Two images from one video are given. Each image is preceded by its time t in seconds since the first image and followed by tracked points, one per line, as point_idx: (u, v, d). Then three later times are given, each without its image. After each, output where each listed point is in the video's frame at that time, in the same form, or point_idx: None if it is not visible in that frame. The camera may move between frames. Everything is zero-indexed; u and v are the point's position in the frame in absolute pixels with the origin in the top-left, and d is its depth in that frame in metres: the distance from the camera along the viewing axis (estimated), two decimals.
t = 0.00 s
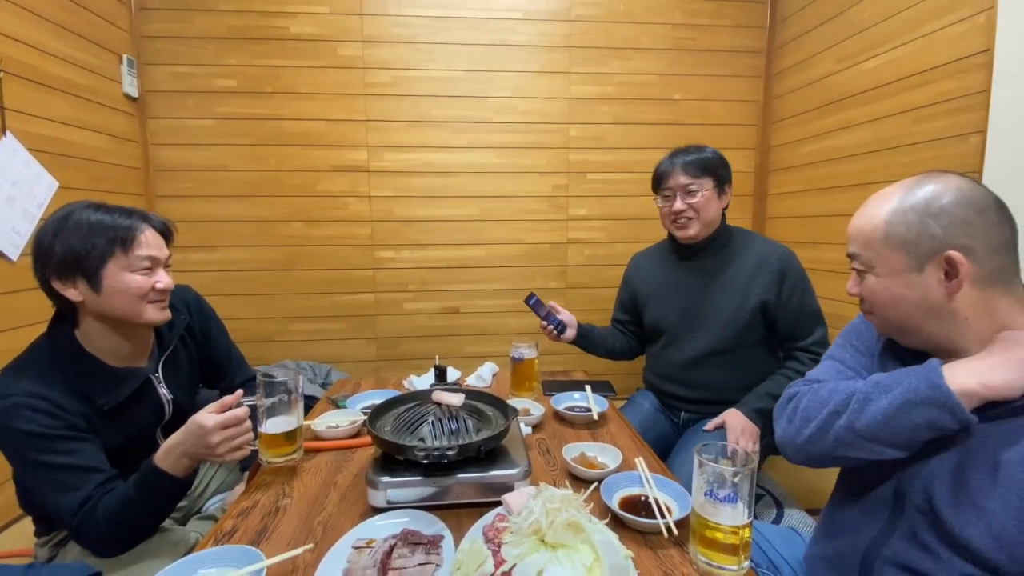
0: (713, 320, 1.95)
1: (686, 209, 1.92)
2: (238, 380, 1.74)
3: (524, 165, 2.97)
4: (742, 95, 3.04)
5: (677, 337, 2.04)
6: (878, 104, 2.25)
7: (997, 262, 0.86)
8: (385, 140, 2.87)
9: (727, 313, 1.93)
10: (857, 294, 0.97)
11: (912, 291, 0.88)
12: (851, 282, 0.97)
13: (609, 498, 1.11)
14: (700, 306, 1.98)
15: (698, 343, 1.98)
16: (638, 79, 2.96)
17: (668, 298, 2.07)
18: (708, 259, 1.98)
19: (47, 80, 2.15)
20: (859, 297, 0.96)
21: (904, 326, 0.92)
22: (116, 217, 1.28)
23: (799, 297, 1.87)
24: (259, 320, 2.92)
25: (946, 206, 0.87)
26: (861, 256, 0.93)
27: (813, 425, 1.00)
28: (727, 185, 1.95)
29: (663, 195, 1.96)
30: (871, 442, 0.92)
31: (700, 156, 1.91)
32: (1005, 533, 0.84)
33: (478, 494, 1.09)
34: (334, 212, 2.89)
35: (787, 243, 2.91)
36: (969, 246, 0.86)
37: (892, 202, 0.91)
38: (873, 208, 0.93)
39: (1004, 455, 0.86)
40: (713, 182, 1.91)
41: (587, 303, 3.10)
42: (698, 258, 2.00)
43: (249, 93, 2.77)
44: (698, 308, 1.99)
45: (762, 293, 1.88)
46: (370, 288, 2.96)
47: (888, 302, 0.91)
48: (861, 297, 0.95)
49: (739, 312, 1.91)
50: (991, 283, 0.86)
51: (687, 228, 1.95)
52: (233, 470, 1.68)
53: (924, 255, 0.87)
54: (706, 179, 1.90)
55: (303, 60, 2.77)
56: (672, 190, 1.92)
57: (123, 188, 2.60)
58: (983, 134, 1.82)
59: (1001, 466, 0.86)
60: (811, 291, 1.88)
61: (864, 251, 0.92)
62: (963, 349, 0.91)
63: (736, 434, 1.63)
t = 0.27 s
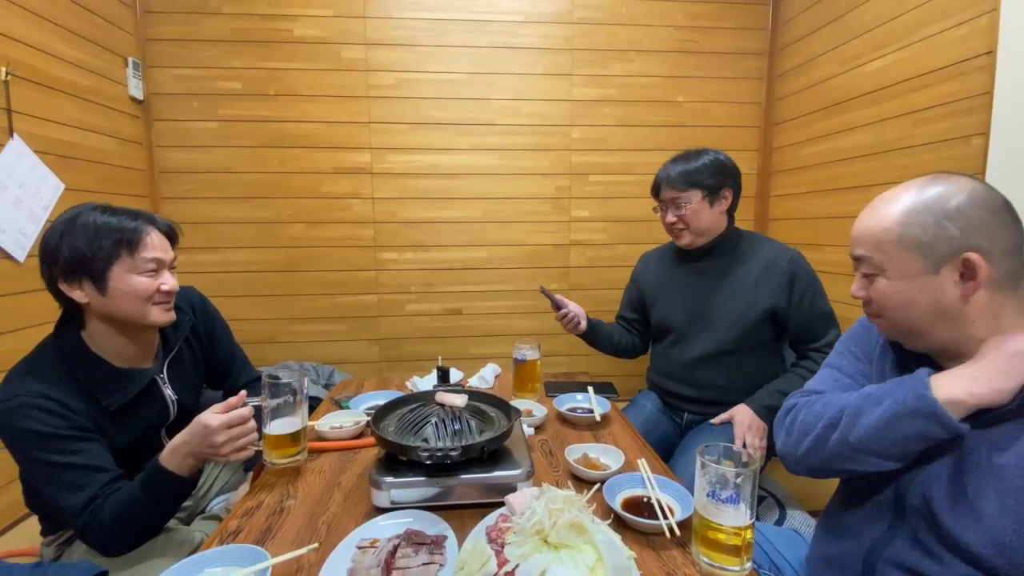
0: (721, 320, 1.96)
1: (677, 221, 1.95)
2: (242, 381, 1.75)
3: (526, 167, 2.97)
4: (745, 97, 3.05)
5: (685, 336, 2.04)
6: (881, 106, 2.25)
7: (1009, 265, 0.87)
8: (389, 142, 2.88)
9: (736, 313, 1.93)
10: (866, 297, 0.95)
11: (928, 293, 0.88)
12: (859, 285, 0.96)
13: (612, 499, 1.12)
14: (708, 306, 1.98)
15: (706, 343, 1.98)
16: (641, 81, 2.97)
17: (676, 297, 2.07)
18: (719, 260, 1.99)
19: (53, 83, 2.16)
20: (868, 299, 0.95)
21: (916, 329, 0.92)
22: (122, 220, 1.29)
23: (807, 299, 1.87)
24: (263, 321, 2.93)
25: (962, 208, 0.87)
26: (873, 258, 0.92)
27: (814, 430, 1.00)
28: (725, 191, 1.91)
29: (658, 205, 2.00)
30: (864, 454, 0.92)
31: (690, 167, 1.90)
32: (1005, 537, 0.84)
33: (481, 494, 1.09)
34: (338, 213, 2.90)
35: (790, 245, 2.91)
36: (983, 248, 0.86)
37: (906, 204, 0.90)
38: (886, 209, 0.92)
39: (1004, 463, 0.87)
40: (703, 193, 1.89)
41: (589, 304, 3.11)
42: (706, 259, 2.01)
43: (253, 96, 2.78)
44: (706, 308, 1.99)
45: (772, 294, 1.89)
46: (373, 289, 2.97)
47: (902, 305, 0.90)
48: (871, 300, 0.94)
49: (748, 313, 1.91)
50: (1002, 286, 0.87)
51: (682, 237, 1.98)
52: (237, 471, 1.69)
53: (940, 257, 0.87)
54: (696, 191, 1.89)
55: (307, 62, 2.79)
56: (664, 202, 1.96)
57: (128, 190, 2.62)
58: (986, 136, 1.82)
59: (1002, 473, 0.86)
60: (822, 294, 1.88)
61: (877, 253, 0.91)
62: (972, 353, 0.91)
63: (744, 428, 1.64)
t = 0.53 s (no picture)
0: (727, 318, 1.96)
1: (677, 225, 1.96)
2: (244, 381, 1.75)
3: (528, 167, 2.98)
4: (746, 96, 3.05)
5: (690, 334, 2.05)
6: (883, 105, 2.25)
7: None
8: (390, 143, 2.88)
9: (742, 312, 1.93)
10: (916, 295, 0.91)
11: (997, 286, 0.86)
12: (909, 282, 0.92)
13: (614, 498, 1.12)
14: (714, 304, 1.99)
15: (711, 341, 1.98)
16: (642, 80, 2.97)
17: (682, 295, 2.07)
18: (725, 259, 1.98)
19: (56, 84, 2.17)
20: (917, 298, 0.91)
21: (975, 326, 0.89)
22: (127, 221, 1.29)
23: (812, 300, 1.87)
24: (265, 321, 2.93)
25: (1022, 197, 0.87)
26: (939, 251, 0.88)
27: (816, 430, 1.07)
28: (725, 193, 1.90)
29: (659, 209, 2.01)
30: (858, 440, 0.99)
31: (688, 171, 1.90)
32: (1004, 542, 0.87)
33: (483, 493, 1.09)
34: (339, 213, 2.91)
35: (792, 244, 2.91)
36: None
37: (966, 193, 0.88)
38: (941, 201, 0.89)
39: (1002, 469, 0.89)
40: (703, 196, 1.89)
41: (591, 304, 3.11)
42: (712, 258, 2.01)
43: (255, 96, 2.79)
44: (712, 306, 1.99)
45: (778, 293, 1.88)
46: (375, 289, 2.97)
47: (968, 300, 0.87)
48: (925, 298, 0.90)
49: (754, 312, 1.91)
50: None
51: (684, 240, 1.99)
52: (239, 470, 1.69)
53: (1010, 247, 0.86)
54: (694, 194, 1.89)
55: (309, 63, 2.79)
56: (664, 206, 1.97)
57: (131, 191, 2.62)
58: (988, 135, 1.82)
59: (1000, 479, 0.89)
60: (827, 294, 1.88)
61: (943, 246, 0.87)
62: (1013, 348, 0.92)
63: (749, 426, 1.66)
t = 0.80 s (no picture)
0: (732, 325, 1.96)
1: (679, 235, 1.96)
2: (251, 391, 1.76)
3: (532, 175, 2.99)
4: (749, 103, 3.05)
5: (695, 341, 2.05)
6: (886, 111, 2.25)
7: None
8: (395, 152, 2.90)
9: (746, 318, 1.93)
10: (919, 306, 0.91)
11: (1001, 296, 0.86)
12: (912, 292, 0.91)
13: (618, 508, 1.12)
14: (719, 311, 1.99)
15: (716, 348, 1.98)
16: (645, 88, 2.98)
17: (687, 302, 2.07)
18: (730, 265, 1.98)
19: (67, 98, 2.20)
20: (920, 308, 0.91)
21: (979, 337, 0.89)
22: (139, 234, 1.31)
23: (815, 306, 1.87)
24: (271, 330, 2.95)
25: None
26: (942, 261, 0.88)
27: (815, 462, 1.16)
28: (726, 203, 1.91)
29: (660, 220, 2.01)
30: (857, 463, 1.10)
31: (689, 181, 1.91)
32: (1010, 553, 0.87)
33: (488, 504, 1.09)
34: (345, 222, 2.93)
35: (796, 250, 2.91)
36: None
37: (969, 204, 0.88)
38: (944, 211, 0.89)
39: (1006, 481, 0.89)
40: (704, 206, 1.90)
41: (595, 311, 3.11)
42: (714, 266, 2.01)
43: (261, 107, 2.82)
44: (717, 313, 2.00)
45: (782, 299, 1.89)
46: (380, 298, 2.99)
47: (972, 311, 0.87)
48: (929, 309, 0.90)
49: (759, 317, 1.91)
50: None
51: (687, 251, 2.00)
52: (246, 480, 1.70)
53: (1013, 257, 0.86)
54: (696, 205, 1.90)
55: (314, 74, 2.82)
56: (666, 217, 1.97)
57: (139, 201, 2.65)
58: (992, 140, 1.82)
59: (1004, 491, 0.89)
60: (831, 299, 1.87)
61: (947, 256, 0.87)
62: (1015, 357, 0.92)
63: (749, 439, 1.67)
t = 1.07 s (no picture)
0: (739, 321, 1.95)
1: (688, 236, 1.96)
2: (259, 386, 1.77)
3: (539, 173, 2.99)
4: (757, 99, 3.03)
5: (704, 339, 2.04)
6: (896, 105, 2.23)
7: None
8: (401, 151, 2.91)
9: (754, 315, 1.93)
10: (914, 293, 0.92)
11: (994, 289, 0.86)
12: (908, 279, 0.93)
13: (627, 504, 1.12)
14: (727, 308, 1.99)
15: (724, 345, 1.98)
16: (651, 85, 2.97)
17: (695, 300, 2.07)
18: (737, 262, 1.98)
19: (79, 100, 2.23)
20: (915, 295, 0.92)
21: (971, 329, 0.89)
22: (157, 225, 1.33)
23: (819, 304, 1.85)
24: (280, 329, 2.97)
25: None
26: (937, 248, 0.89)
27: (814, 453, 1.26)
28: (731, 201, 1.90)
29: (666, 222, 2.00)
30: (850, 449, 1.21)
31: (693, 182, 1.89)
32: None
33: (496, 499, 1.10)
34: (352, 221, 2.94)
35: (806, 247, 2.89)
36: None
37: (973, 195, 0.88)
38: (949, 200, 0.90)
39: None
40: (711, 205, 1.89)
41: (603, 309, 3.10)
42: (721, 264, 2.01)
43: (269, 107, 2.84)
44: (725, 310, 1.99)
45: (788, 295, 1.87)
46: (388, 296, 3.00)
47: (962, 301, 0.87)
48: (921, 295, 0.91)
49: (766, 314, 1.90)
50: None
51: (696, 251, 1.99)
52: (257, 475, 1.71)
53: (1011, 251, 0.86)
54: (702, 205, 1.89)
55: (321, 74, 2.83)
56: (672, 218, 1.96)
57: (150, 202, 2.68)
58: (1005, 134, 1.80)
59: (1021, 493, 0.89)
60: (835, 295, 1.86)
61: (942, 243, 0.88)
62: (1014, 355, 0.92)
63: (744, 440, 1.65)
